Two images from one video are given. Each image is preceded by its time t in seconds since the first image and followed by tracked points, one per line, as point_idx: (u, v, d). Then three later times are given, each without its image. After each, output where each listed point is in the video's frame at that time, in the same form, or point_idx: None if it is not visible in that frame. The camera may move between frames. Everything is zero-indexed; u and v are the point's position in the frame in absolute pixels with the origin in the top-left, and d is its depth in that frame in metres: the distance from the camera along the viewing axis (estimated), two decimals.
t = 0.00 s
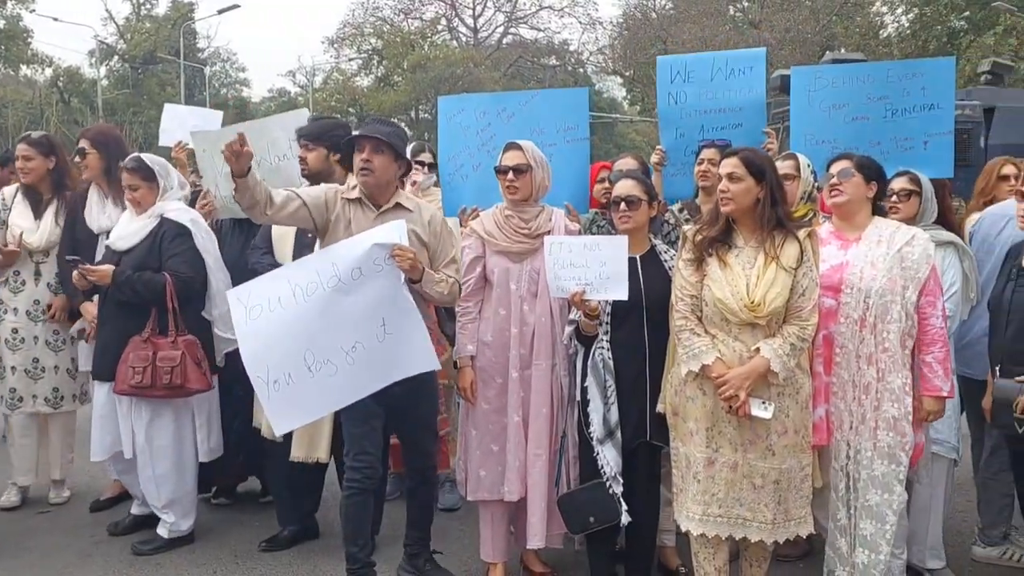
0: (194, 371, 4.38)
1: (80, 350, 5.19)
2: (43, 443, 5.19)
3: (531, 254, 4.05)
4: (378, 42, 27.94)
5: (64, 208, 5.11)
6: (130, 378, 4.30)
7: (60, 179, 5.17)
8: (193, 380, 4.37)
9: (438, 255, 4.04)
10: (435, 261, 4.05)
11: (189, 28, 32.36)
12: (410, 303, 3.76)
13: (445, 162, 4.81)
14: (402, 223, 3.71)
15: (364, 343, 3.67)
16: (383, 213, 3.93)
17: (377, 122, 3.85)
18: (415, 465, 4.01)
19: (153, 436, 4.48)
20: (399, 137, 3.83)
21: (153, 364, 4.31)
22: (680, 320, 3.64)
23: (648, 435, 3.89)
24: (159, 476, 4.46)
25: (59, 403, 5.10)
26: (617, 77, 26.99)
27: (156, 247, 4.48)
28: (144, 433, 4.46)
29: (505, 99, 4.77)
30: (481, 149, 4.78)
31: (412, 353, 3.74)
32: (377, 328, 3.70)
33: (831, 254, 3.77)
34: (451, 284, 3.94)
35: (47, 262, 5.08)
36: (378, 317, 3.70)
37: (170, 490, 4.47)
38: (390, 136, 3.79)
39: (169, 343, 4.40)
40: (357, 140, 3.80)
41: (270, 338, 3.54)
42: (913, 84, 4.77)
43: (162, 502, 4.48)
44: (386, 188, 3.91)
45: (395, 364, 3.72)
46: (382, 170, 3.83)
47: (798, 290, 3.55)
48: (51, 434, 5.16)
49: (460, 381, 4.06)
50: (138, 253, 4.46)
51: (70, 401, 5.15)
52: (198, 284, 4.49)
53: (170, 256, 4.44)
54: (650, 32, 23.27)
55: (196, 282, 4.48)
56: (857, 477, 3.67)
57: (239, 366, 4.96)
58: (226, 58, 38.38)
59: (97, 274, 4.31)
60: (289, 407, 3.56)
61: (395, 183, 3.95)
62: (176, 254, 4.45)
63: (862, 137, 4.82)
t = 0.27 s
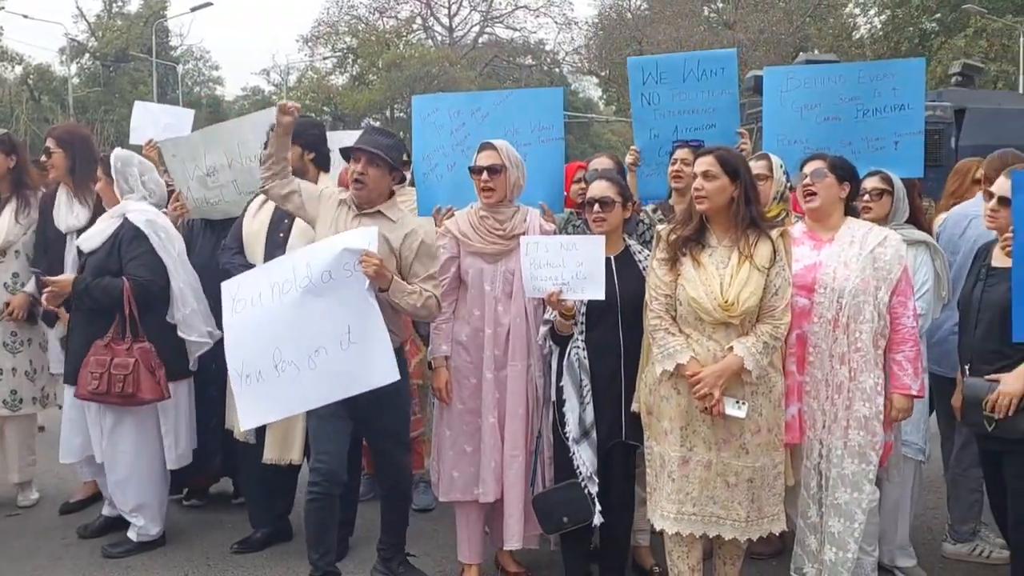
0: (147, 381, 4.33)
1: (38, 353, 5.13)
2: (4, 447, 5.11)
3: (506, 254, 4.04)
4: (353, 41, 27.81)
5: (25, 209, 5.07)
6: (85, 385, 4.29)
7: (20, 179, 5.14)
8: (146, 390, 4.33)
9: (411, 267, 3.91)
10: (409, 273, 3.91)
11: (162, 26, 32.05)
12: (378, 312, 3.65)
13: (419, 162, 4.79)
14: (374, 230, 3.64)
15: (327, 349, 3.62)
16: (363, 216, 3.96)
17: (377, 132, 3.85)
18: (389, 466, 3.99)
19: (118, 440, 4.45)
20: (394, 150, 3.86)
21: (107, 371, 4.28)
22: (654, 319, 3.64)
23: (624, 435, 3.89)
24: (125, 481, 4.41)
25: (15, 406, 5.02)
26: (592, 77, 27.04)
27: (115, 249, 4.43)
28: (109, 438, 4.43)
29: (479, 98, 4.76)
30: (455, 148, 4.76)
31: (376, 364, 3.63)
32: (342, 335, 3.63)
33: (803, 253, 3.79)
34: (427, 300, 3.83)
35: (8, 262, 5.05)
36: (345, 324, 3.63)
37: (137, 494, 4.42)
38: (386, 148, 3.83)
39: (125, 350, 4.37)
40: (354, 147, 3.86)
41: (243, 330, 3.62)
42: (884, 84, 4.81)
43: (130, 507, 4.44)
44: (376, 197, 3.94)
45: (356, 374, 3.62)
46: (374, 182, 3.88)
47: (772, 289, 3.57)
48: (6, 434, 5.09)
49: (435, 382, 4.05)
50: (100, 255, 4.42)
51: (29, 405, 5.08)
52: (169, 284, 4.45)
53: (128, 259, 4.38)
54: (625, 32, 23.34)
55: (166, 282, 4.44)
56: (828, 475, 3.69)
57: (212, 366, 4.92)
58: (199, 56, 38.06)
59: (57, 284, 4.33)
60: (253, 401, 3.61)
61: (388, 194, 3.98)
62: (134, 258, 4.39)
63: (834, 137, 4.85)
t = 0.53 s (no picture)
0: (87, 387, 4.28)
1: None
2: None
3: (481, 253, 4.03)
4: (328, 39, 27.66)
5: None
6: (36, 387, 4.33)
7: None
8: (86, 395, 4.29)
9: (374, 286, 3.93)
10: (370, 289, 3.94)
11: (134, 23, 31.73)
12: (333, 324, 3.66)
13: (394, 160, 4.77)
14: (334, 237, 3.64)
15: (280, 360, 3.61)
16: (329, 222, 3.90)
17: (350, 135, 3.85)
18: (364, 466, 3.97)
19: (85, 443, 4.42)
20: (366, 155, 3.85)
21: (53, 373, 4.30)
22: (629, 318, 3.64)
23: (598, 433, 3.89)
24: (93, 482, 4.39)
25: None
26: (568, 76, 27.06)
27: (76, 249, 4.39)
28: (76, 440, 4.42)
29: (454, 96, 4.75)
30: (430, 147, 4.75)
31: (326, 379, 3.62)
32: (295, 346, 3.62)
33: (777, 253, 3.82)
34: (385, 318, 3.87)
35: None
36: (299, 335, 3.63)
37: (105, 496, 4.40)
38: (356, 152, 3.81)
39: (76, 353, 4.36)
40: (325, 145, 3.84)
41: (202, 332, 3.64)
42: (856, 84, 4.83)
43: (99, 508, 4.41)
44: (343, 202, 3.90)
45: (306, 388, 3.61)
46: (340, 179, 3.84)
47: (745, 288, 3.59)
48: None
49: (411, 381, 4.02)
50: (62, 255, 4.41)
51: None
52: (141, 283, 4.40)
53: (86, 260, 4.34)
54: (601, 32, 23.38)
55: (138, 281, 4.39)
56: (803, 474, 3.71)
57: (185, 367, 4.88)
58: (173, 54, 37.72)
59: (21, 286, 4.38)
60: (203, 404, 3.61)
61: (355, 200, 3.95)
62: (90, 258, 4.34)
63: (807, 136, 4.87)
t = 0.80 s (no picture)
0: (47, 386, 4.21)
1: None
2: None
3: (454, 252, 4.02)
4: (301, 37, 27.48)
5: None
6: None
7: None
8: (46, 395, 4.21)
9: (336, 263, 3.96)
10: (336, 270, 3.97)
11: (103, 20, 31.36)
12: (306, 313, 3.70)
13: (367, 159, 4.75)
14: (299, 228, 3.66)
15: (256, 355, 3.57)
16: (287, 209, 3.85)
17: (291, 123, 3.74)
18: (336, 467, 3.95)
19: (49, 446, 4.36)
20: (310, 142, 3.78)
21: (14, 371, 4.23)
22: (602, 317, 3.64)
23: (570, 432, 3.89)
24: (59, 485, 4.33)
25: None
26: (542, 76, 27.06)
27: (46, 248, 4.35)
28: (41, 443, 4.36)
29: (429, 94, 4.74)
30: (404, 146, 4.73)
31: (308, 367, 3.66)
32: (271, 339, 3.60)
33: (747, 253, 3.82)
34: (353, 297, 3.95)
35: None
36: (271, 329, 3.61)
37: (71, 499, 4.34)
38: (300, 141, 3.73)
39: (38, 351, 4.29)
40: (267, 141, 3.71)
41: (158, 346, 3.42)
42: (826, 86, 4.86)
43: (66, 511, 4.36)
44: (292, 190, 3.84)
45: (290, 378, 3.61)
46: (288, 173, 3.77)
47: (717, 287, 3.60)
48: None
49: (382, 382, 3.99)
50: (31, 253, 4.36)
51: None
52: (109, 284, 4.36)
53: (55, 259, 4.29)
54: (575, 32, 23.41)
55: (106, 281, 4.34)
56: (774, 472, 3.72)
57: (153, 368, 4.82)
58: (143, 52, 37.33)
59: None
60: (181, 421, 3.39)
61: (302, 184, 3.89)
62: (61, 257, 4.29)
63: (778, 137, 4.91)
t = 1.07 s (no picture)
0: (52, 378, 4.19)
1: None
2: None
3: (429, 250, 4.01)
4: (276, 35, 27.31)
5: None
6: None
7: None
8: (51, 388, 4.19)
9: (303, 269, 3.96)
10: (303, 275, 3.98)
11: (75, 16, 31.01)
12: (277, 322, 3.64)
13: (343, 155, 4.74)
14: (266, 239, 3.59)
15: (229, 369, 3.54)
16: (253, 217, 3.82)
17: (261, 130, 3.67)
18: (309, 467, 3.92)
19: (26, 442, 4.31)
20: (280, 149, 3.70)
21: (10, 368, 4.15)
22: (577, 317, 3.63)
23: (545, 431, 3.87)
24: (34, 482, 4.28)
25: None
26: (519, 75, 27.05)
27: (24, 244, 4.25)
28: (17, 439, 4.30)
29: (405, 93, 4.72)
30: (380, 143, 4.70)
31: (282, 377, 3.63)
32: (243, 352, 3.57)
33: (719, 251, 3.85)
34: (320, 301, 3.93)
35: None
36: (243, 340, 3.57)
37: (46, 496, 4.29)
38: (270, 148, 3.66)
39: (32, 346, 4.23)
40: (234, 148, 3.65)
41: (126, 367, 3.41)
42: (801, 85, 4.88)
43: (40, 509, 4.30)
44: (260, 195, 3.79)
45: (264, 390, 3.59)
46: (258, 181, 3.72)
47: (691, 286, 3.61)
48: None
49: (356, 380, 3.97)
50: (7, 250, 4.24)
51: None
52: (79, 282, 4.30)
53: (37, 255, 4.23)
54: (552, 31, 23.42)
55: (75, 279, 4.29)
56: (748, 470, 3.74)
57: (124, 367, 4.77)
58: (116, 49, 36.95)
59: None
60: (153, 439, 3.40)
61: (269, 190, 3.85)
62: (42, 252, 4.23)
63: (752, 136, 4.92)
